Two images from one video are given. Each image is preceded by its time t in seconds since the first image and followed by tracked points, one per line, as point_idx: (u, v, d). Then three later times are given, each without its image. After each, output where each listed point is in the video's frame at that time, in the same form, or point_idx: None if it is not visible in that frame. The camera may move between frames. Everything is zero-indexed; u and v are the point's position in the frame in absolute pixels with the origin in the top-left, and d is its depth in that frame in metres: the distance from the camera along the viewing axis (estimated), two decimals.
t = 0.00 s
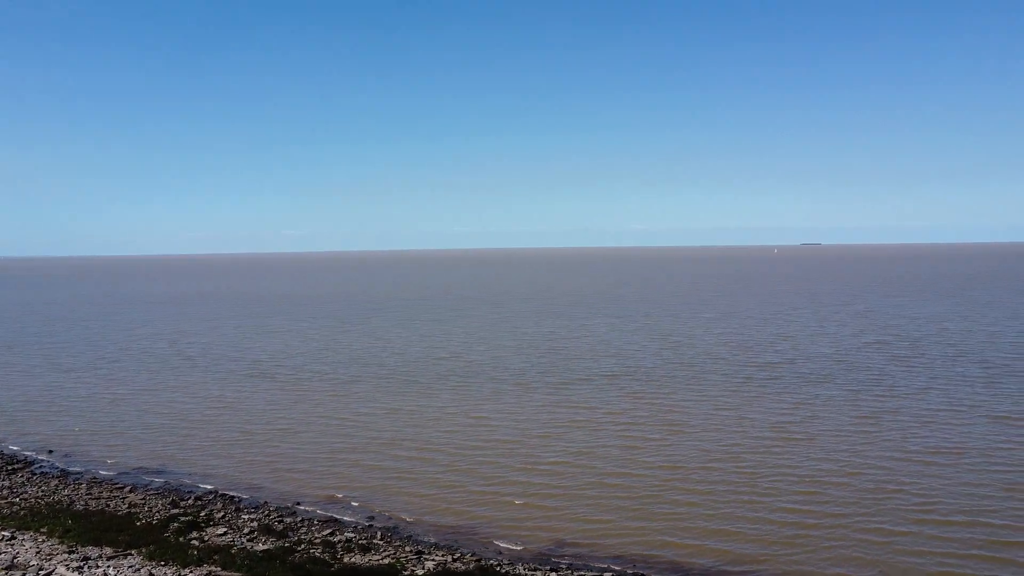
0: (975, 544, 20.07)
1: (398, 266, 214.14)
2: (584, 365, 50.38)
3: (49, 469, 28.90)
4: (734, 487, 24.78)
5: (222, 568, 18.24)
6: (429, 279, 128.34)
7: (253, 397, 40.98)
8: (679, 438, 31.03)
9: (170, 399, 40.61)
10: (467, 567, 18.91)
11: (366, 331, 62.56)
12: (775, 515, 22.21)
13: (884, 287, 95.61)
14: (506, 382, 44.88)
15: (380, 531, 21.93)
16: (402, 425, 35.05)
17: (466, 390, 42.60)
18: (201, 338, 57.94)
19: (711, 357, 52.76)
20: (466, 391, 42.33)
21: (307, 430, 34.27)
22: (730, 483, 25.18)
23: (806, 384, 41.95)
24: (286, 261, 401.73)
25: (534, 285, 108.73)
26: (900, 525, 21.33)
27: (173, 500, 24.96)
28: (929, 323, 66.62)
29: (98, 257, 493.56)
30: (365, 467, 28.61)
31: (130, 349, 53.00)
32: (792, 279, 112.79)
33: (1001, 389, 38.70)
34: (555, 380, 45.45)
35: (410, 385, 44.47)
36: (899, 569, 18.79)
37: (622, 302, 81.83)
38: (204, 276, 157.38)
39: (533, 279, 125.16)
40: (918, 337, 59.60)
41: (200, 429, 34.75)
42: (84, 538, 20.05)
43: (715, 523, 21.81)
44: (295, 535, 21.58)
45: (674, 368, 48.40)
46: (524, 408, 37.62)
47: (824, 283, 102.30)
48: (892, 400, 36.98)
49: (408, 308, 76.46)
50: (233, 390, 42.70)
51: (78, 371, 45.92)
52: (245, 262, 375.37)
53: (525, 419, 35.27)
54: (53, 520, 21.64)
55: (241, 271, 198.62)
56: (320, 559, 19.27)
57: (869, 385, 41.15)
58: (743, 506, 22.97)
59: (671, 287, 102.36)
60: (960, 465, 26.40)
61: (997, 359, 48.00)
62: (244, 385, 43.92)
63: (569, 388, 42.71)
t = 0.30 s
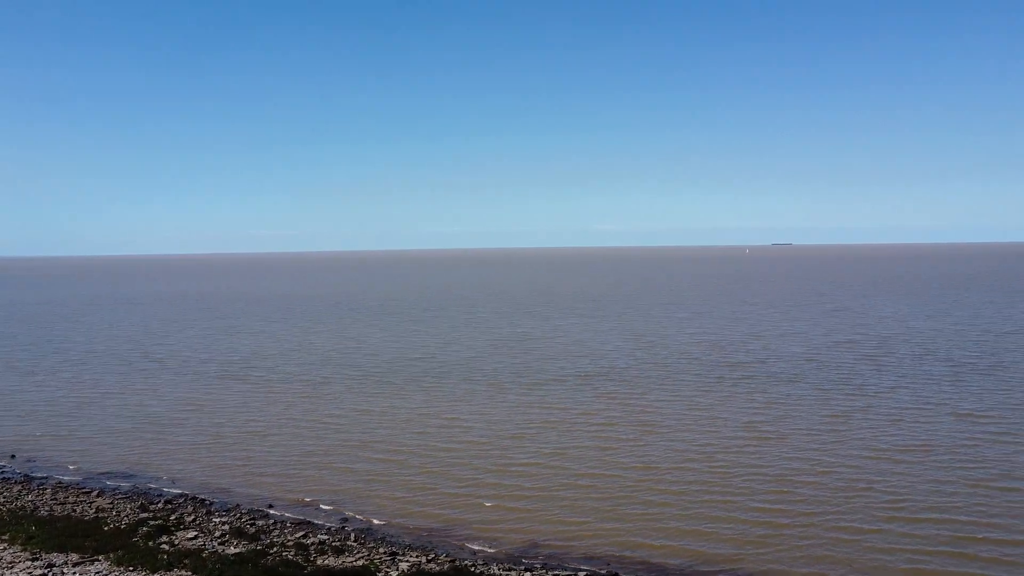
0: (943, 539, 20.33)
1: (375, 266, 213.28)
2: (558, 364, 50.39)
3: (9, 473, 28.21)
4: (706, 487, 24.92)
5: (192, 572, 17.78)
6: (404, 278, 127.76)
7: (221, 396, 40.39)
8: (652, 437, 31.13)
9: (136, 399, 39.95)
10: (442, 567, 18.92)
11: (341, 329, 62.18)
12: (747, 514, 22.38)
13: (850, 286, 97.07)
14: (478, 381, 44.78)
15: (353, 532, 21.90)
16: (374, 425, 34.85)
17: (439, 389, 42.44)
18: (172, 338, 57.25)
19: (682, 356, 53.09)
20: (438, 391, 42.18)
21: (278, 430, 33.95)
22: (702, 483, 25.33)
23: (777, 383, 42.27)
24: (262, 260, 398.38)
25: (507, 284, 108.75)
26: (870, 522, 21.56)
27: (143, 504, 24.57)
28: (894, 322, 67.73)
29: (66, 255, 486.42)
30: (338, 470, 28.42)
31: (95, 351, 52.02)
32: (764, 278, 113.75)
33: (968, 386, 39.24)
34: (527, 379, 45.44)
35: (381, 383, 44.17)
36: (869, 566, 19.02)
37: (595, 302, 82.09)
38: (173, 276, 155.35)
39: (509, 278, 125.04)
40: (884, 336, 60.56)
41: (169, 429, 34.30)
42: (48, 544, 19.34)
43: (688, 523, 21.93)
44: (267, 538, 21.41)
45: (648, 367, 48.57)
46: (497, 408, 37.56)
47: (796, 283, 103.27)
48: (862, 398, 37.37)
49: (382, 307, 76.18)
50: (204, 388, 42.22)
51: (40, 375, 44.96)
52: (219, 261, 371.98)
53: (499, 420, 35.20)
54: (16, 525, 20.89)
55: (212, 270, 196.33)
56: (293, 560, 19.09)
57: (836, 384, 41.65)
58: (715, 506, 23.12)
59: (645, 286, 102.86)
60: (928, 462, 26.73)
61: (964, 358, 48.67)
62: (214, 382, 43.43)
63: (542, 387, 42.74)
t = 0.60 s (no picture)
0: (936, 506, 19.68)
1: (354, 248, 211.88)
2: (537, 341, 49.67)
3: None
4: (692, 457, 24.16)
5: (170, 553, 17.16)
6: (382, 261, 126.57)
7: (189, 377, 39.05)
8: (633, 411, 30.37)
9: (102, 381, 38.58)
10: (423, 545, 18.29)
11: (316, 310, 61.27)
12: (735, 484, 21.66)
13: (829, 268, 97.04)
14: (454, 359, 43.48)
15: (333, 511, 21.09)
16: (347, 400, 33.83)
17: (414, 365, 41.51)
18: (144, 322, 56.14)
19: (662, 337, 52.31)
20: (411, 368, 40.86)
21: (249, 407, 32.91)
22: (687, 454, 24.57)
23: (757, 362, 41.78)
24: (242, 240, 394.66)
25: (488, 266, 107.84)
26: (861, 490, 20.90)
27: (120, 484, 23.52)
28: (872, 303, 67.43)
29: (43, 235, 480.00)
30: (311, 445, 27.45)
31: (64, 336, 50.70)
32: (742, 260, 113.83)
33: (947, 363, 38.96)
34: (504, 357, 44.28)
35: (354, 361, 42.80)
36: (863, 532, 18.33)
37: (576, 284, 81.42)
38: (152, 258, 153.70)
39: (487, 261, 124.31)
40: (862, 316, 60.18)
41: (136, 410, 33.21)
42: (23, 527, 18.58)
43: (673, 494, 21.19)
44: (246, 518, 20.69)
45: (627, 347, 47.94)
46: (474, 384, 36.71)
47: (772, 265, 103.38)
48: (844, 373, 36.88)
49: (359, 289, 75.35)
50: (172, 370, 40.90)
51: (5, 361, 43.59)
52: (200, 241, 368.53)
53: (476, 394, 34.30)
54: None
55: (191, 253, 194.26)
56: (272, 541, 18.45)
57: (816, 363, 40.83)
58: (701, 477, 22.39)
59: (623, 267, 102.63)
60: (916, 432, 26.12)
61: (941, 336, 48.54)
62: (185, 362, 42.35)
63: (518, 365, 41.52)
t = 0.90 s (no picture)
0: (912, 477, 19.91)
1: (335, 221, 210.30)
2: (517, 315, 49.64)
3: None
4: (672, 431, 24.27)
5: (154, 528, 17.06)
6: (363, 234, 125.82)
7: (168, 352, 38.70)
8: (614, 386, 30.41)
9: (79, 357, 38.13)
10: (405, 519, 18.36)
11: (296, 285, 60.88)
12: (715, 456, 21.81)
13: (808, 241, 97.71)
14: (435, 333, 43.45)
15: (316, 485, 21.10)
16: (328, 374, 33.64)
17: (395, 340, 41.34)
18: (122, 297, 55.56)
19: (643, 310, 52.52)
20: (392, 342, 40.79)
21: (228, 381, 32.65)
22: (667, 428, 24.66)
23: (736, 336, 42.01)
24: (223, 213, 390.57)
25: (470, 239, 107.51)
26: (839, 461, 21.09)
27: (100, 461, 23.28)
28: (851, 276, 68.03)
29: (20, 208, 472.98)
30: (291, 420, 27.30)
31: (41, 312, 50.03)
32: (722, 233, 114.23)
33: (923, 336, 39.35)
34: (485, 331, 44.31)
35: (335, 335, 42.63)
36: (840, 503, 18.51)
37: (558, 257, 81.41)
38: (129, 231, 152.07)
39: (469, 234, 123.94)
40: (840, 289, 60.79)
41: (114, 385, 32.90)
42: (3, 505, 18.33)
43: (653, 466, 21.30)
44: (229, 493, 20.65)
45: (608, 321, 48.01)
46: (455, 358, 36.61)
47: (752, 238, 103.83)
48: (822, 347, 37.14)
49: (340, 263, 74.94)
50: (151, 344, 40.51)
51: None
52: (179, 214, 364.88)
53: (456, 369, 34.22)
54: None
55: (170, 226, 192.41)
56: (255, 516, 18.45)
57: (795, 336, 41.15)
58: (681, 450, 22.51)
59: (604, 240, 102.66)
60: (893, 405, 26.36)
61: (918, 310, 48.99)
62: (163, 337, 41.96)
63: (499, 339, 41.54)
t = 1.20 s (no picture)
0: (892, 472, 19.96)
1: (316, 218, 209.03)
2: (498, 312, 49.46)
3: None
4: (655, 427, 24.21)
5: (132, 529, 16.65)
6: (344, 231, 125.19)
7: (145, 349, 38.04)
8: (596, 383, 30.32)
9: (54, 356, 37.39)
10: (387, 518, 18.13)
11: (276, 282, 60.33)
12: (697, 453, 21.79)
13: (787, 238, 98.45)
14: (416, 330, 43.16)
15: (296, 484, 20.81)
16: (307, 370, 33.29)
17: (375, 337, 41.04)
18: (98, 296, 54.79)
19: (624, 307, 52.51)
20: (372, 339, 40.43)
21: (205, 378, 32.19)
22: (649, 424, 24.60)
23: (717, 332, 42.08)
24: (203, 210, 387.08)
25: (452, 236, 107.22)
26: (820, 457, 21.12)
27: (77, 461, 22.69)
28: (829, 272, 68.51)
29: None
30: (270, 416, 26.96)
31: (15, 312, 49.10)
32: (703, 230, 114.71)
33: (901, 332, 39.60)
34: (466, 328, 44.08)
35: (315, 332, 42.20)
36: (821, 498, 18.54)
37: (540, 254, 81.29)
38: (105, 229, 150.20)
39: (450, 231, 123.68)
40: (820, 286, 61.12)
41: (89, 383, 32.22)
42: None
43: (635, 463, 21.25)
44: (208, 492, 20.27)
45: (590, 319, 47.94)
46: (435, 356, 36.37)
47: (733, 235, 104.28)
48: (803, 343, 37.26)
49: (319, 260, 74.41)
50: (127, 342, 39.83)
51: None
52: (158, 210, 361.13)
53: (437, 366, 34.00)
54: None
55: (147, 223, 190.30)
56: (235, 515, 18.18)
57: (775, 333, 41.24)
58: (664, 446, 22.46)
59: (585, 236, 102.70)
60: (873, 401, 26.44)
61: (896, 306, 49.34)
62: (139, 336, 41.37)
63: (480, 337, 41.33)
